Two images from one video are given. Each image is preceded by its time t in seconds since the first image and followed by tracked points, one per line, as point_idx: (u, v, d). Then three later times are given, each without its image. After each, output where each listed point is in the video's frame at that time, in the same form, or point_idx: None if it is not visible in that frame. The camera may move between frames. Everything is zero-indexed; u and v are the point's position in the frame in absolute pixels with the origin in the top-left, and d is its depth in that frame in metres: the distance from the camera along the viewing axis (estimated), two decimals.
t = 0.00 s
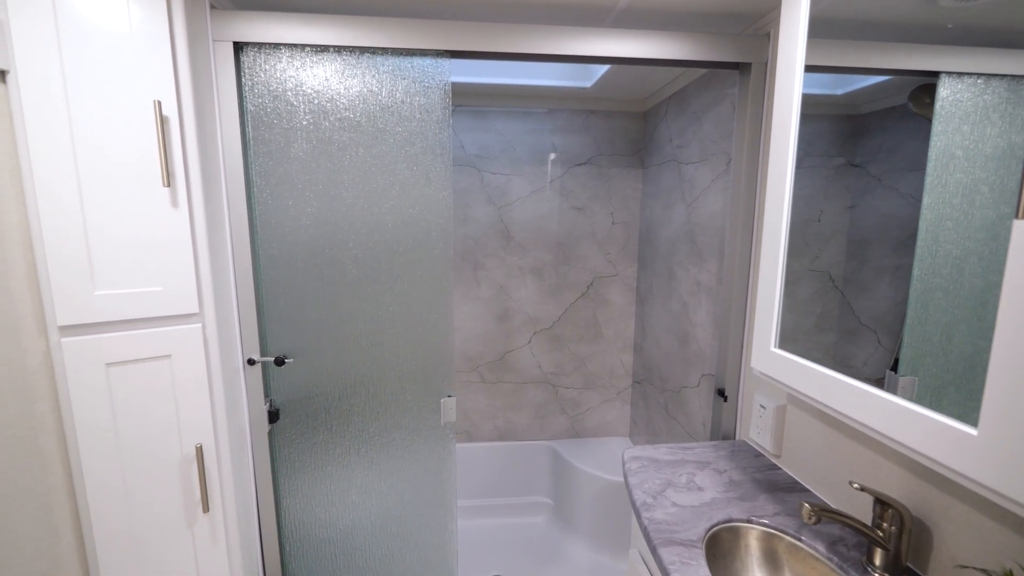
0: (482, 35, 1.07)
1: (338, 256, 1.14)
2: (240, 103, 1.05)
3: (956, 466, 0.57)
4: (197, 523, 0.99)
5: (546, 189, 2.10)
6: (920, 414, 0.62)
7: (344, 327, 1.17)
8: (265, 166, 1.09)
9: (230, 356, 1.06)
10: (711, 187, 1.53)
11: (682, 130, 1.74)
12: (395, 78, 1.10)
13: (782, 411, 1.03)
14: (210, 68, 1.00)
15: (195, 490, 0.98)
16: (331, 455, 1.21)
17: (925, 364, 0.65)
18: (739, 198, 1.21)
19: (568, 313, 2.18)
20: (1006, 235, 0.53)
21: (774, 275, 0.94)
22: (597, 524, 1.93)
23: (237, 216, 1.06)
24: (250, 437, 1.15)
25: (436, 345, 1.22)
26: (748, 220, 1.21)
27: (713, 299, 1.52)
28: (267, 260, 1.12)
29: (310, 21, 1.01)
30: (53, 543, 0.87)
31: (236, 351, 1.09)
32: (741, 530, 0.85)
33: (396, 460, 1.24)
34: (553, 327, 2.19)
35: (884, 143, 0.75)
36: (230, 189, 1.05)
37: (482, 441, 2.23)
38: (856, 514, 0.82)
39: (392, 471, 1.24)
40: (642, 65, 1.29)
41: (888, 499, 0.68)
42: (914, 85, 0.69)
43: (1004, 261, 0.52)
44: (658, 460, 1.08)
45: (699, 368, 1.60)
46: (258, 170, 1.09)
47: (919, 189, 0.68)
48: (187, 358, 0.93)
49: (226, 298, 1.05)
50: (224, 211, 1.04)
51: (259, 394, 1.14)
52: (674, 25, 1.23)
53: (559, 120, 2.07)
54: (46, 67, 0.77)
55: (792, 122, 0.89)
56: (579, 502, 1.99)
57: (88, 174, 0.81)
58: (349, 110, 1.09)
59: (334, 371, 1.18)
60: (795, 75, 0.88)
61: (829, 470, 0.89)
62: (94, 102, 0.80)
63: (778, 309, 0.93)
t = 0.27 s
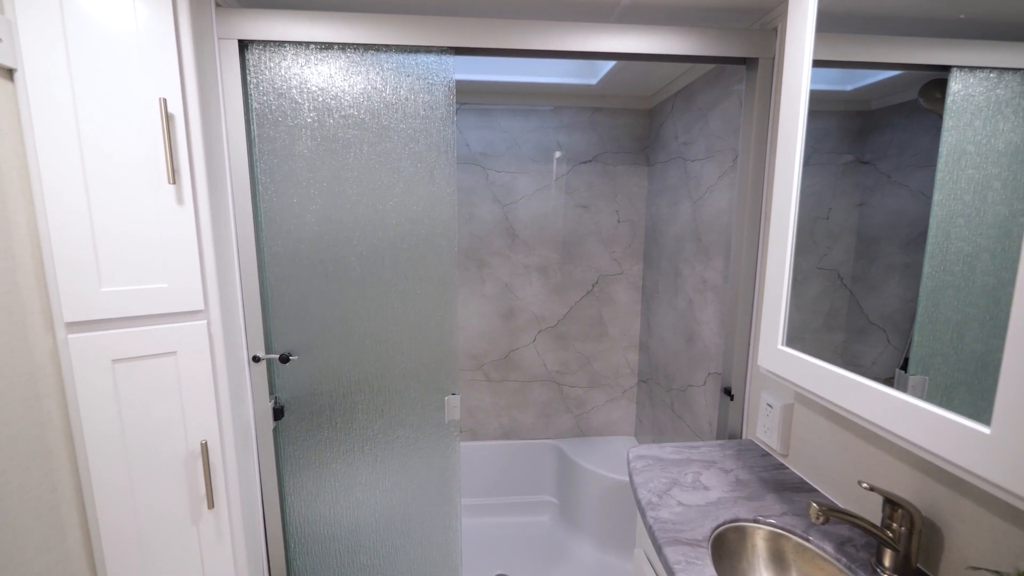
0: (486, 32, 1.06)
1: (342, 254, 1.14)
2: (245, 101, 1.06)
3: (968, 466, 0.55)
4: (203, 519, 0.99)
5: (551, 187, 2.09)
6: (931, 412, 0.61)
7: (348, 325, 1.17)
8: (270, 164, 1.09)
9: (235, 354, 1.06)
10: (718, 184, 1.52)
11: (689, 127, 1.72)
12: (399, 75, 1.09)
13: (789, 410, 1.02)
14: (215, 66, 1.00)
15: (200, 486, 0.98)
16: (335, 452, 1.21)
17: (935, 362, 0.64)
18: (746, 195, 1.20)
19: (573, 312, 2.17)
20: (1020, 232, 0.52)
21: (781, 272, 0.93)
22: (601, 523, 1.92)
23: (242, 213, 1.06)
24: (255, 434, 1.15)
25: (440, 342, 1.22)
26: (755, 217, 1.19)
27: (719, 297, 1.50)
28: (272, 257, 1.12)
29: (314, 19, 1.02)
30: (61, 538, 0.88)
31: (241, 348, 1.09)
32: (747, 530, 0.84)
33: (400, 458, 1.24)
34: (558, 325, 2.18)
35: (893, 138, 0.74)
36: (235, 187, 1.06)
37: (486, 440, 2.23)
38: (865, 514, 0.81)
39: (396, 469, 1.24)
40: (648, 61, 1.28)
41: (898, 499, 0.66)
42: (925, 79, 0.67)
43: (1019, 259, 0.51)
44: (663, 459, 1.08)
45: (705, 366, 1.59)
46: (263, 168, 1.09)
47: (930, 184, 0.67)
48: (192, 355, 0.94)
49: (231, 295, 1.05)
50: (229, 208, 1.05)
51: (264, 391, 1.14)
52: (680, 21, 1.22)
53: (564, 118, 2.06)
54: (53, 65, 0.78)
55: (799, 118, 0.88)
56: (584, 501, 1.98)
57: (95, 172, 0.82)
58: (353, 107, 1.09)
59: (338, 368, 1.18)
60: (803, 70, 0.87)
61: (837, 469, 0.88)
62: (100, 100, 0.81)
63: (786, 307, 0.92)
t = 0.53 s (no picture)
0: (489, 28, 1.06)
1: (346, 251, 1.14)
2: (250, 99, 1.06)
3: (982, 467, 0.54)
4: (207, 515, 1.00)
5: (556, 186, 2.08)
6: (943, 412, 0.60)
7: (352, 322, 1.17)
8: (275, 161, 1.10)
9: (239, 351, 1.07)
10: (724, 181, 1.50)
11: (695, 124, 1.71)
12: (403, 72, 1.09)
13: (797, 409, 1.01)
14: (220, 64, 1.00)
15: (205, 482, 0.99)
16: (339, 449, 1.21)
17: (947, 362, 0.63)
18: (752, 192, 1.18)
19: (578, 311, 2.16)
20: None
21: (789, 270, 0.91)
22: (606, 523, 1.91)
23: (247, 211, 1.07)
24: (260, 431, 1.15)
25: (444, 340, 1.21)
26: (762, 215, 1.18)
27: (725, 296, 1.49)
28: (276, 255, 1.13)
29: (319, 16, 1.01)
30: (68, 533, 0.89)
31: (245, 345, 1.10)
32: (754, 531, 0.83)
33: (404, 455, 1.24)
34: (562, 324, 2.17)
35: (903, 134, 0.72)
36: (240, 185, 1.06)
37: (491, 438, 2.23)
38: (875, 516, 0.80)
39: (400, 466, 1.24)
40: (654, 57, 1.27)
41: (908, 500, 0.65)
42: (936, 76, 0.66)
43: None
44: (669, 458, 1.07)
45: (711, 365, 1.58)
46: (268, 166, 1.10)
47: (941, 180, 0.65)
48: (197, 352, 0.94)
49: (235, 293, 1.05)
50: (234, 206, 1.05)
51: (268, 388, 1.15)
52: (686, 16, 1.21)
53: (569, 115, 2.05)
54: (60, 63, 0.78)
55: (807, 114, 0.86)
56: (589, 500, 1.97)
57: (101, 169, 0.82)
58: (357, 105, 1.09)
59: (343, 366, 1.18)
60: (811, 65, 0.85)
61: (846, 470, 0.86)
62: (106, 98, 0.81)
63: (793, 306, 0.91)
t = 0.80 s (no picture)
0: (495, 26, 1.06)
1: (353, 249, 1.14)
2: (258, 97, 1.07)
3: (997, 469, 0.53)
4: (214, 511, 1.00)
5: (562, 185, 2.08)
6: (956, 413, 0.58)
7: (358, 320, 1.17)
8: (282, 160, 1.10)
9: (247, 348, 1.07)
10: (731, 180, 1.49)
11: (702, 122, 1.70)
12: (410, 71, 1.09)
13: (805, 410, 1.00)
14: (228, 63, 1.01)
15: (212, 478, 0.99)
16: (345, 446, 1.22)
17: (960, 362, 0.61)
18: (761, 190, 1.17)
19: (584, 310, 2.16)
20: None
21: (797, 269, 0.90)
22: (611, 523, 1.90)
23: (254, 208, 1.07)
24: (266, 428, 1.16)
25: (450, 339, 1.21)
26: (770, 213, 1.17)
27: (733, 295, 1.48)
28: (283, 252, 1.13)
29: (326, 15, 1.02)
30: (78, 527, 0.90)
31: (252, 343, 1.10)
32: (761, 532, 0.83)
33: (409, 453, 1.24)
34: (568, 323, 2.17)
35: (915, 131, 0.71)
36: (248, 183, 1.07)
37: (496, 437, 2.23)
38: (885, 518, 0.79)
39: (405, 464, 1.24)
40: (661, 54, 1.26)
41: (920, 502, 0.64)
42: (949, 73, 0.65)
43: None
44: (675, 459, 1.06)
45: (718, 365, 1.56)
46: (276, 164, 1.10)
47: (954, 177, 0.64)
48: (205, 349, 0.95)
49: (243, 290, 1.06)
50: (242, 204, 1.06)
51: (275, 385, 1.15)
52: (694, 13, 1.20)
53: (575, 114, 2.04)
54: (71, 62, 0.79)
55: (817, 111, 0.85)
56: (594, 501, 1.97)
57: (112, 167, 0.83)
58: (364, 103, 1.09)
59: (348, 363, 1.19)
60: (821, 62, 0.84)
61: (856, 472, 0.85)
62: (116, 96, 0.82)
63: (803, 305, 0.90)
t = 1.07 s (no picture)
0: (503, 24, 1.05)
1: (360, 246, 1.15)
2: (268, 96, 1.08)
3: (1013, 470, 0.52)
4: (223, 505, 1.02)
5: (570, 183, 2.07)
6: (971, 414, 0.57)
7: (366, 317, 1.18)
8: (292, 158, 1.11)
9: (256, 344, 1.08)
10: (741, 178, 1.48)
11: (711, 120, 1.68)
12: (417, 69, 1.10)
13: (816, 410, 0.98)
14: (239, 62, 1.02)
15: (221, 473, 1.00)
16: (352, 443, 1.22)
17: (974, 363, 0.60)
18: (771, 188, 1.16)
19: (591, 309, 2.15)
20: None
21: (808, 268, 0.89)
22: (618, 523, 1.89)
23: (264, 206, 1.08)
24: (275, 423, 1.17)
25: (456, 336, 1.22)
26: (780, 212, 1.15)
27: (742, 294, 1.46)
28: (292, 250, 1.14)
29: (334, 14, 1.03)
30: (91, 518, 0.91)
31: (261, 339, 1.12)
32: (770, 533, 0.82)
33: (415, 450, 1.24)
34: (575, 322, 2.16)
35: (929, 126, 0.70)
36: (257, 180, 1.08)
37: (502, 436, 2.23)
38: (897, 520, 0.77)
39: (411, 460, 1.25)
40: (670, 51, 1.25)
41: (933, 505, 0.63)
42: (966, 69, 0.63)
43: None
44: (682, 458, 1.05)
45: (727, 365, 1.55)
46: (285, 162, 1.11)
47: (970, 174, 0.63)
48: (215, 345, 0.96)
49: (252, 287, 1.07)
50: (252, 201, 1.07)
51: (283, 381, 1.16)
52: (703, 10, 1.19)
53: (583, 113, 2.03)
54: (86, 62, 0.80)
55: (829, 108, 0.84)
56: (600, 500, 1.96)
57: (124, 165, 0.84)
58: (372, 101, 1.10)
59: (356, 360, 1.19)
60: (833, 58, 0.83)
61: (867, 473, 0.84)
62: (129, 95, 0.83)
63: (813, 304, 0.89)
